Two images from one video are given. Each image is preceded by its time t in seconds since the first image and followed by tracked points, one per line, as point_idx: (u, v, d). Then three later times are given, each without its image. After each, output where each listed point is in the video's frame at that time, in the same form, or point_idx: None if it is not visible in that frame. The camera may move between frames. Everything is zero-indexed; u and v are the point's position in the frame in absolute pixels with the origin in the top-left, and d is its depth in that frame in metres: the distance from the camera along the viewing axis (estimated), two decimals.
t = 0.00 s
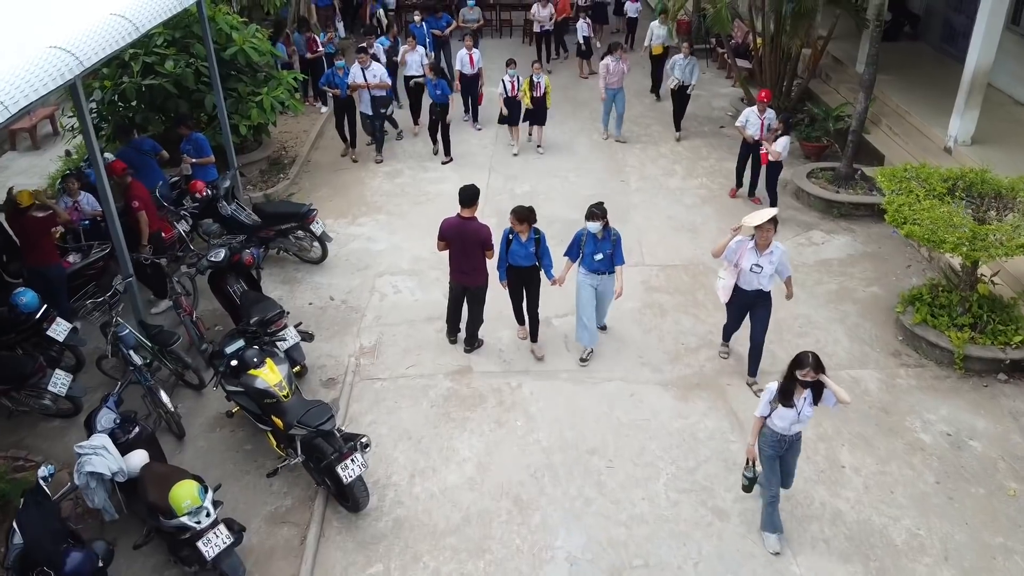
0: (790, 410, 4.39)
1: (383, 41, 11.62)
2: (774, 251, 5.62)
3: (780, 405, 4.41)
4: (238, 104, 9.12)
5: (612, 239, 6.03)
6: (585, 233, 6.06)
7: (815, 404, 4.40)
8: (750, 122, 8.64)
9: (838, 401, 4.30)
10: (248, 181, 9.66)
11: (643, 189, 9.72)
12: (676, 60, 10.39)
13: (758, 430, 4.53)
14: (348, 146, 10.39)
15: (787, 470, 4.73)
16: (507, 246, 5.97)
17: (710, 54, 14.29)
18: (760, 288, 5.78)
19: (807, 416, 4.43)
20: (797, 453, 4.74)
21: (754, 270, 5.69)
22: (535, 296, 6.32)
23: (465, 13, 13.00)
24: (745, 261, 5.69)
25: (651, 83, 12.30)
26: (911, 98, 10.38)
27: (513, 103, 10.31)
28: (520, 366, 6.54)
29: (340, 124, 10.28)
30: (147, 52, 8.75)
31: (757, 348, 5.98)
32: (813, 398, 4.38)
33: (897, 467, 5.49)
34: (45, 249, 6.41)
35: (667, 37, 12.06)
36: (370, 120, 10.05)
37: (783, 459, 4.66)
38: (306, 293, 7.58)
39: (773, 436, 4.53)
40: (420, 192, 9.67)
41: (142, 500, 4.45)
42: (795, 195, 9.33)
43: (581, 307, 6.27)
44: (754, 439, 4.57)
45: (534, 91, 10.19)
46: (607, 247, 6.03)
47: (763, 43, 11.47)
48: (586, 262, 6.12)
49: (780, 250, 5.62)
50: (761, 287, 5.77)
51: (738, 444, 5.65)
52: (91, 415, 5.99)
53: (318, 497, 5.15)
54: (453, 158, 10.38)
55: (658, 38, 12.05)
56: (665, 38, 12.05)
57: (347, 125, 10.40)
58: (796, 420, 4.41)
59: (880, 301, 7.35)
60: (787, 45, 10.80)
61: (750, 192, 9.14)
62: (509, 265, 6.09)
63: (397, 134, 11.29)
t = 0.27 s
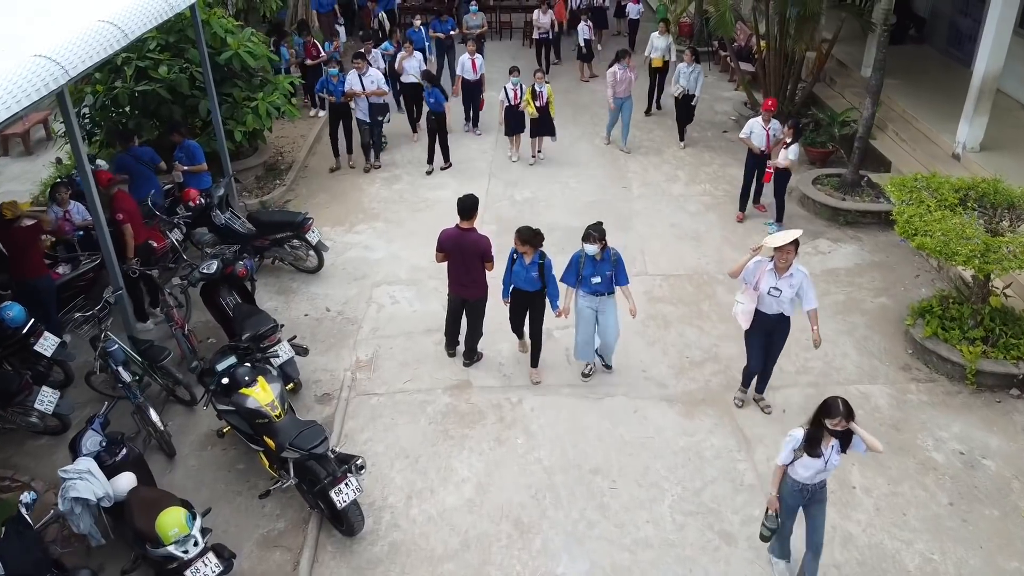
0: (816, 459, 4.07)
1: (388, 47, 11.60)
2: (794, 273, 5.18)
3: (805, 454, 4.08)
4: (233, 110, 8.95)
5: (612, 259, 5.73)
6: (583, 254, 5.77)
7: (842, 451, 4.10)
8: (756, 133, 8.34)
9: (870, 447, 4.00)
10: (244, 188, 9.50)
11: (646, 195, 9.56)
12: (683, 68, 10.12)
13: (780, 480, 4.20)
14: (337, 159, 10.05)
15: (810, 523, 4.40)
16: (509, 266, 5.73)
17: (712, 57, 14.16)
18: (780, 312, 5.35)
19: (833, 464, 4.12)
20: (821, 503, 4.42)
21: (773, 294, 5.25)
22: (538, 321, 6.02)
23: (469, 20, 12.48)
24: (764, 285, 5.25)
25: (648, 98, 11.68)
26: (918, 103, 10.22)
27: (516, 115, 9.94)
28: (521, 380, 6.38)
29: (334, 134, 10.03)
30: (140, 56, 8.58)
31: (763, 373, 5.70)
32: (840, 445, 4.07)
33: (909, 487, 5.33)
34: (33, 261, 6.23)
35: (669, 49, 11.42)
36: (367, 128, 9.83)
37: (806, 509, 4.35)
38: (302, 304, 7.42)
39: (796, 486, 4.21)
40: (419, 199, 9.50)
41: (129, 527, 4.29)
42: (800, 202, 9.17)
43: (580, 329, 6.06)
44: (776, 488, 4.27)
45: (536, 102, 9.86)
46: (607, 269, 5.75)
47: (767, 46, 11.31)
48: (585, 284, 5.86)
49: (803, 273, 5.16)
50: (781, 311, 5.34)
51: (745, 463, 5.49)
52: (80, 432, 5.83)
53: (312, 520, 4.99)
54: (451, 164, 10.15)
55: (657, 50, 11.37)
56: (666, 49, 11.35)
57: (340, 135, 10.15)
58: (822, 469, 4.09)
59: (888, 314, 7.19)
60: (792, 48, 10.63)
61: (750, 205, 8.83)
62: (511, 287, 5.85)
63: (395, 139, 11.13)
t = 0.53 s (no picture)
0: (855, 519, 3.79)
1: (393, 54, 11.47)
2: (811, 305, 4.78)
3: (844, 517, 3.79)
4: (228, 115, 8.80)
5: (616, 289, 5.37)
6: (586, 281, 5.39)
7: (875, 506, 3.86)
8: (757, 144, 8.02)
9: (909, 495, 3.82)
10: (238, 195, 9.34)
11: (648, 202, 9.40)
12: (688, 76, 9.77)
13: (813, 544, 3.88)
14: (326, 167, 9.81)
15: None
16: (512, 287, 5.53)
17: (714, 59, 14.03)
18: (798, 348, 4.96)
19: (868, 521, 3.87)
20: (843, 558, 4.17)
21: (789, 328, 4.87)
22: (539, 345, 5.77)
23: (472, 25, 11.82)
24: (778, 317, 4.86)
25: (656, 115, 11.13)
26: (925, 108, 10.06)
27: (516, 128, 9.50)
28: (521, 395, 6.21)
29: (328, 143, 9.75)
30: (133, 61, 8.43)
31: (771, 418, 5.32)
32: (876, 499, 3.83)
33: (922, 509, 5.17)
34: (21, 273, 6.07)
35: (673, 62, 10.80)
36: (363, 138, 9.56)
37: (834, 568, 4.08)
38: (297, 315, 7.25)
39: (830, 549, 3.92)
40: (417, 205, 9.33)
41: (114, 555, 4.12)
42: (806, 210, 9.01)
43: (581, 354, 5.76)
44: (807, 553, 3.94)
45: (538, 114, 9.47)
46: (610, 298, 5.40)
47: (771, 49, 11.14)
48: (589, 314, 5.48)
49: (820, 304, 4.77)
50: (799, 346, 4.94)
51: (752, 483, 5.33)
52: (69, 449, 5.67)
53: (306, 544, 4.83)
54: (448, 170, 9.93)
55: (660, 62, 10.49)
56: (668, 63, 10.54)
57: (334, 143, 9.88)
58: (859, 529, 3.83)
59: (897, 326, 7.03)
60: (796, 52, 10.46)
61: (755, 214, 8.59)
62: (514, 309, 5.61)
63: (393, 144, 10.97)
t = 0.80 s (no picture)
0: None
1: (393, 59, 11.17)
2: (827, 338, 4.56)
3: None
4: (223, 121, 8.63)
5: (625, 320, 5.06)
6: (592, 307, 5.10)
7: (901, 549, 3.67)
8: (762, 155, 7.85)
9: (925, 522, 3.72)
10: (234, 202, 9.17)
11: (651, 209, 9.23)
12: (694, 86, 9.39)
13: None
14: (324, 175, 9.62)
15: None
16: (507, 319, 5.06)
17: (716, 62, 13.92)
18: (813, 382, 4.74)
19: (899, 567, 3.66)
20: None
21: (805, 363, 4.64)
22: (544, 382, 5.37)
23: (476, 32, 11.56)
24: (794, 351, 4.63)
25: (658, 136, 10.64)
26: (932, 113, 9.90)
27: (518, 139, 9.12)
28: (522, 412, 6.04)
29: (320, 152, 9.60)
30: (125, 66, 8.25)
31: (783, 450, 5.06)
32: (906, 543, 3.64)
33: (936, 533, 5.00)
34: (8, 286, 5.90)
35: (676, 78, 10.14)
36: (359, 146, 9.36)
37: None
38: (292, 326, 7.08)
39: None
40: (416, 212, 9.17)
41: None
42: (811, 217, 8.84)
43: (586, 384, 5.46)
44: None
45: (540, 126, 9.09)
46: (617, 330, 5.07)
47: (775, 53, 10.97)
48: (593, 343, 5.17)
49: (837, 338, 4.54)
50: (814, 380, 4.72)
51: (760, 504, 5.16)
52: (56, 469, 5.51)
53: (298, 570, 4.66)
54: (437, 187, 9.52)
55: (662, 79, 10.08)
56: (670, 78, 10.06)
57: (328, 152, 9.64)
58: None
59: (906, 339, 6.86)
60: (800, 56, 10.29)
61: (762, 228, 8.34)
62: (512, 341, 5.16)
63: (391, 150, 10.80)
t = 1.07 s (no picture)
0: None
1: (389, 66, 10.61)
2: (850, 380, 4.26)
3: None
4: (217, 127, 8.46)
5: (624, 347, 4.74)
6: (595, 334, 4.79)
7: None
8: (770, 168, 7.70)
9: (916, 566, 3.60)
10: (229, 209, 9.01)
11: (653, 216, 9.06)
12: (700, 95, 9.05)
13: None
14: (323, 183, 9.42)
15: None
16: (503, 354, 4.84)
17: (719, 65, 13.81)
18: (833, 427, 4.41)
19: None
20: None
21: (825, 407, 4.33)
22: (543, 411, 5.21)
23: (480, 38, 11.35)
24: (813, 394, 4.33)
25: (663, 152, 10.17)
26: (940, 119, 9.73)
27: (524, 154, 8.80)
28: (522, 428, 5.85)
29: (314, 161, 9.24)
30: (117, 70, 8.08)
31: (795, 479, 4.86)
32: None
33: (950, 558, 4.84)
34: None
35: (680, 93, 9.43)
36: (357, 154, 9.04)
37: None
38: (286, 338, 6.91)
39: None
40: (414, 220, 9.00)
41: None
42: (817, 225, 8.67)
43: (588, 421, 5.11)
44: None
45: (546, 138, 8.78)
46: (616, 358, 4.77)
47: (779, 56, 10.80)
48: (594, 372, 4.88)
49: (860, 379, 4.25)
50: (835, 425, 4.40)
51: (768, 527, 4.99)
52: (41, 490, 5.34)
53: None
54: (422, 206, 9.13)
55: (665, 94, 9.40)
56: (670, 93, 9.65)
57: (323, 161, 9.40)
58: None
59: (916, 353, 6.69)
60: (805, 60, 10.11)
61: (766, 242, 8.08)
62: (509, 376, 4.97)
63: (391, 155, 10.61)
